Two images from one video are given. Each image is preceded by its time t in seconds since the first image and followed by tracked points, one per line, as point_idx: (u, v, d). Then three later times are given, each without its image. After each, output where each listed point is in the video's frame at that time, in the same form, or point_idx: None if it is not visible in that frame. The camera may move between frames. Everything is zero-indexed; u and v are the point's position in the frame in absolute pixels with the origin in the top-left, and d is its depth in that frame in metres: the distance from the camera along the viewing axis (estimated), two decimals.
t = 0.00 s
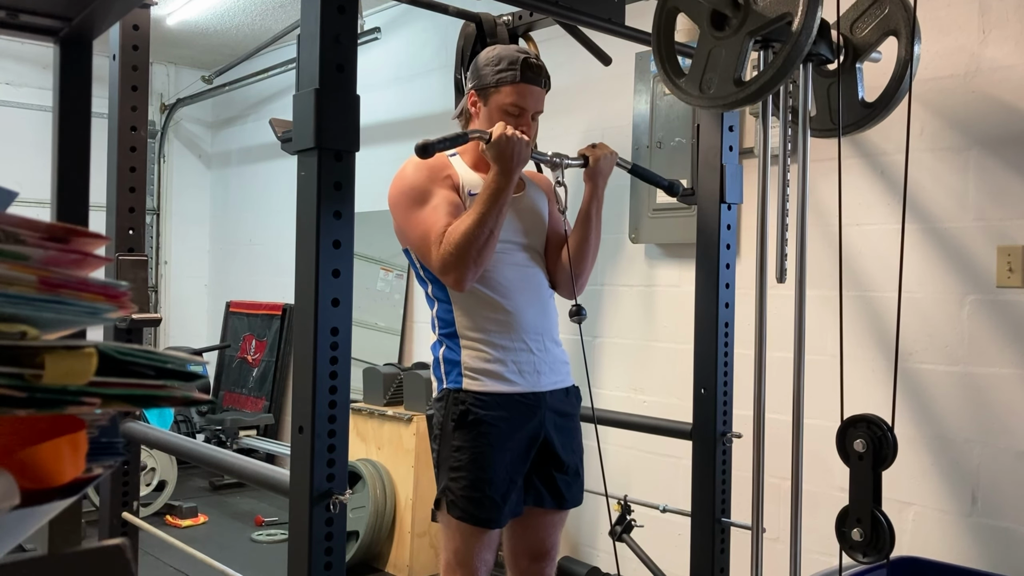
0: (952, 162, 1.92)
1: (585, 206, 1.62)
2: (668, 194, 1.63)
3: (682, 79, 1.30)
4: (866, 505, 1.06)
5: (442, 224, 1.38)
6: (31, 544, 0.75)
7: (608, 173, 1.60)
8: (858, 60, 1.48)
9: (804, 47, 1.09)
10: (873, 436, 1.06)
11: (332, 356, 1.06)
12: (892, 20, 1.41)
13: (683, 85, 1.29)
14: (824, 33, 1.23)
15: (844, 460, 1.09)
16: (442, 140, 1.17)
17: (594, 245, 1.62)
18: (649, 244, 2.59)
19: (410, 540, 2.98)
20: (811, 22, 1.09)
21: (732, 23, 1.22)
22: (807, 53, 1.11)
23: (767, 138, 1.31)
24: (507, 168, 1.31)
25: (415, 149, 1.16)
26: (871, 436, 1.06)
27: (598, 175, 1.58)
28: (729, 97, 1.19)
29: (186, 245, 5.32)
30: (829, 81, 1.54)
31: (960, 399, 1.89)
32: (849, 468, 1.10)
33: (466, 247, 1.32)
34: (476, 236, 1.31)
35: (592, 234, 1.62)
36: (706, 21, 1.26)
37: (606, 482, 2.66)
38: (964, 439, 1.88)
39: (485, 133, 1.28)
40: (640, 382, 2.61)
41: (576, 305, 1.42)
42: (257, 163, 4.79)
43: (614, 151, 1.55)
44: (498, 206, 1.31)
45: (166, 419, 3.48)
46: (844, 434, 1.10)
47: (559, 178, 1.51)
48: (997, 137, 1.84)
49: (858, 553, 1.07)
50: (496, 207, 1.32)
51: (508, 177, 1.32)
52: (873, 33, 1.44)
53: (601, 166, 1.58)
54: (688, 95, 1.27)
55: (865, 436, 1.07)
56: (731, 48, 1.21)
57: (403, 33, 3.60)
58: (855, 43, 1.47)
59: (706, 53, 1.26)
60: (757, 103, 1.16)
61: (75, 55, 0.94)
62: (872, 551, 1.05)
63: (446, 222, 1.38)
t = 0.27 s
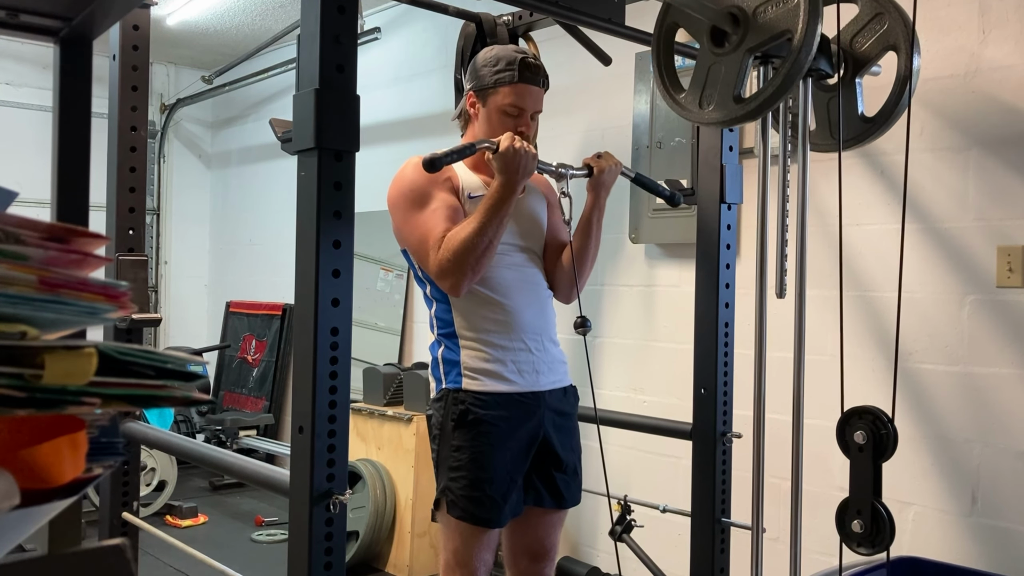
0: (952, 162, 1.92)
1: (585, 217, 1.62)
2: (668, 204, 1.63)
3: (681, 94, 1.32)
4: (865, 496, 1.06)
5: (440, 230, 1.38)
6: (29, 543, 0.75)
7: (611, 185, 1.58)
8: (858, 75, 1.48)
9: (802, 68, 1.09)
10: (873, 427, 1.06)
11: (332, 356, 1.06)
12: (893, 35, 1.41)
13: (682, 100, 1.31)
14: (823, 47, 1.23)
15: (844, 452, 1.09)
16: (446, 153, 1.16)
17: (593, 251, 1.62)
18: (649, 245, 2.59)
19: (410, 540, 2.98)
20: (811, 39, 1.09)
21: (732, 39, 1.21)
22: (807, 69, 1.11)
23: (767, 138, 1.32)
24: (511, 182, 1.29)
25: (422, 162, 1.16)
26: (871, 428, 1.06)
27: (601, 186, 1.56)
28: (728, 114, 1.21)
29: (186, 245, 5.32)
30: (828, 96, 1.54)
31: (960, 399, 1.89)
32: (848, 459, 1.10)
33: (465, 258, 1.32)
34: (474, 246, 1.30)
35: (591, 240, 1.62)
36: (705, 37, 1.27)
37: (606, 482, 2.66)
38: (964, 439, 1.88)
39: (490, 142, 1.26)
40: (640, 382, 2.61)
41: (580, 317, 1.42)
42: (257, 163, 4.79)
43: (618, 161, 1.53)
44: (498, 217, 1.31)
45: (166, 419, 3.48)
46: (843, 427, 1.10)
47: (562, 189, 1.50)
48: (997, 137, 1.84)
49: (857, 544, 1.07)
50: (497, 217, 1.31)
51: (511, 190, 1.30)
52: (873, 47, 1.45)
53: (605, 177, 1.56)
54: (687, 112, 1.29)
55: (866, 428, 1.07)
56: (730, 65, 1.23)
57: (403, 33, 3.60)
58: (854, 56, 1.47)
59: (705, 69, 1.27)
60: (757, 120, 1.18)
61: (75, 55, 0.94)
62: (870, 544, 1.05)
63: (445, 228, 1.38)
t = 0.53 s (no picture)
0: (952, 162, 1.92)
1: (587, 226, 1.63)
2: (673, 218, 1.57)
3: (681, 114, 1.34)
4: (866, 487, 1.06)
5: (438, 234, 1.38)
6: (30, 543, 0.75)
7: (614, 198, 1.59)
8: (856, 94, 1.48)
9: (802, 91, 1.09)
10: (873, 417, 1.06)
11: (332, 356, 1.06)
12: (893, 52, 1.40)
13: (682, 120, 1.33)
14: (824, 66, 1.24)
15: (845, 442, 1.09)
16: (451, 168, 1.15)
17: (592, 256, 1.63)
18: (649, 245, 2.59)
19: (410, 540, 2.98)
20: (812, 60, 1.08)
21: (732, 59, 1.23)
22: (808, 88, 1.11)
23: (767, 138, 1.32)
24: (513, 195, 1.29)
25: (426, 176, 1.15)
26: (870, 417, 1.06)
27: (605, 200, 1.57)
28: (728, 134, 1.22)
29: (186, 244, 5.32)
30: (827, 113, 1.52)
31: (960, 398, 1.89)
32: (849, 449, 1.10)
33: (462, 266, 1.32)
34: (472, 256, 1.30)
35: (591, 246, 1.63)
36: (706, 57, 1.28)
37: (606, 482, 2.66)
38: (964, 439, 1.88)
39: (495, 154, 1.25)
40: (640, 382, 2.61)
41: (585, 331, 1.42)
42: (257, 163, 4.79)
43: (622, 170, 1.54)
44: (498, 229, 1.30)
45: (166, 419, 3.48)
46: (844, 416, 1.10)
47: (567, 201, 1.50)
48: (997, 137, 1.84)
49: (858, 534, 1.07)
50: (496, 227, 1.31)
51: (513, 203, 1.30)
52: (871, 65, 1.44)
53: (610, 189, 1.57)
54: (687, 132, 1.30)
55: (865, 418, 1.06)
56: (729, 85, 1.24)
57: (403, 33, 3.60)
58: (853, 73, 1.46)
59: (706, 89, 1.28)
60: (756, 139, 1.18)
61: (75, 55, 0.94)
62: (871, 533, 1.06)
63: (443, 232, 1.38)
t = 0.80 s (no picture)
0: (952, 161, 1.92)
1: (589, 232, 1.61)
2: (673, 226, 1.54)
3: (679, 133, 1.34)
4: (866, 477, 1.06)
5: (435, 237, 1.38)
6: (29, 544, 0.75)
7: (618, 209, 1.56)
8: (855, 111, 1.47)
9: (801, 110, 1.10)
10: (873, 408, 1.06)
11: (332, 356, 1.06)
12: (893, 70, 1.41)
13: (680, 139, 1.32)
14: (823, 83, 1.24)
15: (845, 432, 1.09)
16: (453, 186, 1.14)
17: (592, 261, 1.63)
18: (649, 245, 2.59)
19: (410, 540, 2.98)
20: (812, 78, 1.09)
21: (732, 78, 1.23)
22: (807, 106, 1.11)
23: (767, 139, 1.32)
24: (514, 208, 1.28)
25: (429, 194, 1.15)
26: (870, 408, 1.06)
27: (608, 212, 1.55)
28: (728, 155, 1.22)
29: (186, 244, 5.32)
30: (825, 130, 1.51)
31: (960, 398, 1.89)
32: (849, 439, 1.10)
33: (462, 273, 1.32)
34: (468, 266, 1.31)
35: (591, 252, 1.63)
36: (704, 77, 1.28)
37: (606, 482, 2.65)
38: (964, 439, 1.89)
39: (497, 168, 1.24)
40: (640, 382, 2.61)
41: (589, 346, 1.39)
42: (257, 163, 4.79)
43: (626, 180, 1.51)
44: (496, 240, 1.30)
45: (166, 419, 3.48)
46: (844, 407, 1.10)
47: (570, 213, 1.48)
48: (997, 137, 1.84)
49: (859, 524, 1.07)
50: (495, 238, 1.30)
51: (513, 215, 1.29)
52: (870, 83, 1.45)
53: (613, 202, 1.54)
54: (686, 151, 1.30)
55: (866, 408, 1.06)
56: (728, 105, 1.24)
57: (403, 33, 3.60)
58: (853, 90, 1.46)
59: (705, 109, 1.29)
60: (757, 158, 1.19)
61: (75, 55, 0.94)
62: (872, 523, 1.06)
63: (443, 235, 1.38)
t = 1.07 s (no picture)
0: (952, 161, 1.92)
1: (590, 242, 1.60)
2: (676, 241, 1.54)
3: (679, 152, 1.33)
4: (866, 468, 1.06)
5: (434, 242, 1.38)
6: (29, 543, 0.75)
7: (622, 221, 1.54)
8: (855, 128, 1.47)
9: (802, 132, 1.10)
10: (874, 398, 1.06)
11: (332, 357, 1.06)
12: (892, 88, 1.41)
13: (680, 158, 1.32)
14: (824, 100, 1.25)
15: (845, 422, 1.09)
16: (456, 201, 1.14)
17: (593, 270, 1.62)
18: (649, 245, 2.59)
19: (410, 540, 2.98)
20: (811, 100, 1.09)
21: (732, 98, 1.23)
22: (808, 127, 1.12)
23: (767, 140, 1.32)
24: (516, 222, 1.27)
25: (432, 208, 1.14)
26: (871, 398, 1.06)
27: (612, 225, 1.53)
28: (728, 176, 1.22)
29: (186, 244, 5.32)
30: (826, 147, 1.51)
31: (960, 398, 1.89)
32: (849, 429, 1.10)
33: (461, 279, 1.33)
34: (467, 275, 1.31)
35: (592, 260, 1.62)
36: (704, 97, 1.28)
37: (606, 482, 2.65)
38: (964, 439, 1.89)
39: (501, 181, 1.23)
40: (640, 383, 2.61)
41: (592, 360, 1.36)
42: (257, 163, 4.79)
43: (631, 193, 1.49)
44: (496, 250, 1.30)
45: (166, 419, 3.48)
46: (844, 397, 1.10)
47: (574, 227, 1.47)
48: (997, 136, 1.84)
49: (859, 514, 1.08)
50: (495, 248, 1.30)
51: (516, 228, 1.29)
52: (869, 100, 1.44)
53: (617, 216, 1.53)
54: (686, 170, 1.30)
55: (866, 398, 1.07)
56: (728, 126, 1.24)
57: (403, 33, 3.60)
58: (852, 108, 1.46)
59: (704, 129, 1.28)
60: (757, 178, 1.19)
61: (75, 55, 0.94)
62: (872, 513, 1.07)
63: (443, 239, 1.38)
